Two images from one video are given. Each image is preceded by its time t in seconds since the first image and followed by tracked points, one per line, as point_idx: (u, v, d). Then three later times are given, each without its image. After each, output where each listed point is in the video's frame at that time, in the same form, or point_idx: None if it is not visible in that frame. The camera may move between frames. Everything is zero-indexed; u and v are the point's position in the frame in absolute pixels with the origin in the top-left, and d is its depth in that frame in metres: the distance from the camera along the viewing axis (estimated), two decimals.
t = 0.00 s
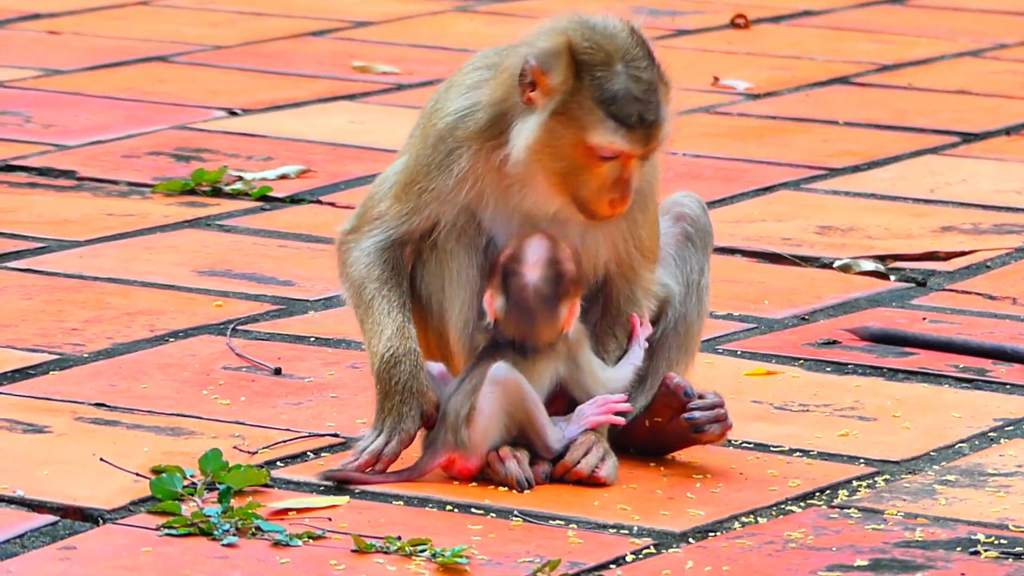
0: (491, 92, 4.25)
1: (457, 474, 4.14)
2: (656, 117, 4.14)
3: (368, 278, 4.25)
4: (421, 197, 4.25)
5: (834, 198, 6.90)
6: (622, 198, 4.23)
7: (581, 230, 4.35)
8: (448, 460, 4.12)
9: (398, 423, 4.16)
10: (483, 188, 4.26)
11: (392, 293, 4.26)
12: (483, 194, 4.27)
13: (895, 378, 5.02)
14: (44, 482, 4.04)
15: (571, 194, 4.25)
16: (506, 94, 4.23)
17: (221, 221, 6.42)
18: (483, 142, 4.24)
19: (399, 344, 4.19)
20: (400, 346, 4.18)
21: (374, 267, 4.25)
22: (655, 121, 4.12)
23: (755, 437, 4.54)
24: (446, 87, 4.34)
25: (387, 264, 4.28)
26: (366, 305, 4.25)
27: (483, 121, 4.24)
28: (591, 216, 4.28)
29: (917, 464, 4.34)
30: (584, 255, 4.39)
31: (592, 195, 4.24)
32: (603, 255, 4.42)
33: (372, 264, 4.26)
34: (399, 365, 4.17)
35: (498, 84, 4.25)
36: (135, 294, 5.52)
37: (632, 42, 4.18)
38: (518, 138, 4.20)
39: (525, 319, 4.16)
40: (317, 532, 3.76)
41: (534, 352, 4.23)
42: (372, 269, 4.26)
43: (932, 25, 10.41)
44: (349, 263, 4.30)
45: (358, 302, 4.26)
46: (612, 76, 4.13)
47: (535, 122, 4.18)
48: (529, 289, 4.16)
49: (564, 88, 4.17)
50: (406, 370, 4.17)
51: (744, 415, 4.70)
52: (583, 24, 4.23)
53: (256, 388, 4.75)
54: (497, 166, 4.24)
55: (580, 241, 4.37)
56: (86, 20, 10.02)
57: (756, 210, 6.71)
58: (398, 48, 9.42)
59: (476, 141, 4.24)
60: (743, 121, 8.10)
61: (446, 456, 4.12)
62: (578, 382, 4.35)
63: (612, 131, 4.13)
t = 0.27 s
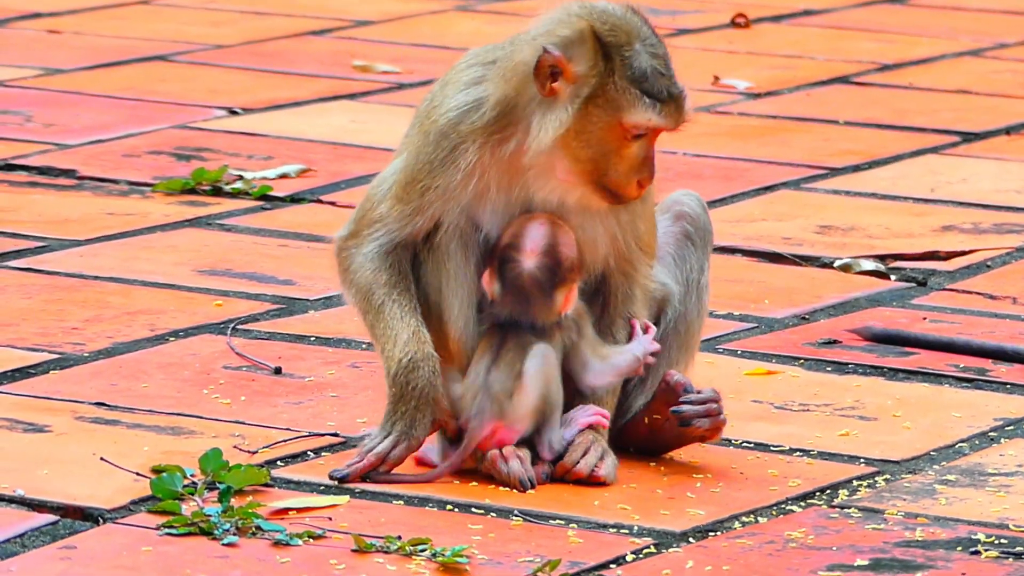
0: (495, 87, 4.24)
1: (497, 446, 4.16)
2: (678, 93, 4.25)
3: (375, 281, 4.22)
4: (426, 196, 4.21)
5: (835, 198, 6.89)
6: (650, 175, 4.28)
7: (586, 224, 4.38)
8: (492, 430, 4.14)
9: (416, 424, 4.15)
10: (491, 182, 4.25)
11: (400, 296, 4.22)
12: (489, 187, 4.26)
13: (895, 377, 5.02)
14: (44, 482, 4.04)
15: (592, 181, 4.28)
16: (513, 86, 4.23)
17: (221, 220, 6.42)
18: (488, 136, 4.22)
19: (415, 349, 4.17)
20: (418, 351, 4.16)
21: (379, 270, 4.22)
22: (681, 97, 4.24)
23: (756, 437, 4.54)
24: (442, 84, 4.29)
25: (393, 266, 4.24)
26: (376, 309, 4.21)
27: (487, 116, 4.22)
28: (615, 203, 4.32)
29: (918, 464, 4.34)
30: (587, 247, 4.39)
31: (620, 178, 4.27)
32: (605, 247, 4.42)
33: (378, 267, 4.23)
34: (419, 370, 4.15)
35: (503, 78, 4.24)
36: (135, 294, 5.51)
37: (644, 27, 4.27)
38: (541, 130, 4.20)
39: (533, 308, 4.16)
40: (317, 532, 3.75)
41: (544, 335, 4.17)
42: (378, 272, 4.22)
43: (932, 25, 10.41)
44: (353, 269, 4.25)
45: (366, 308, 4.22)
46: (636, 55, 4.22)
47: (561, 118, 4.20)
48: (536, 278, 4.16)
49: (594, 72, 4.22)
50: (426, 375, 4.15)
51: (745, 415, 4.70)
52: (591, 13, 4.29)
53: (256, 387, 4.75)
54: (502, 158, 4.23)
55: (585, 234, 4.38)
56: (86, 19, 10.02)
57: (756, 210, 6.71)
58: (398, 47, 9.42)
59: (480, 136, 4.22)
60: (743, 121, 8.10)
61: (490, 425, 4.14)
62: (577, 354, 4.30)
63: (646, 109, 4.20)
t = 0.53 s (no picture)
0: (491, 80, 4.24)
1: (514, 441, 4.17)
2: (664, 111, 4.23)
3: (375, 277, 4.22)
4: (423, 189, 4.20)
5: (837, 198, 6.89)
6: (620, 186, 4.30)
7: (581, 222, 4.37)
8: (507, 424, 4.15)
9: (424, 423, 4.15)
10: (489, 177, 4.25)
11: (401, 293, 4.22)
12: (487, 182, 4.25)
13: (898, 377, 5.02)
14: (46, 482, 4.04)
15: (568, 184, 4.29)
16: (510, 81, 4.24)
17: (223, 220, 6.42)
18: (483, 129, 4.22)
19: (425, 350, 4.16)
20: (426, 352, 4.16)
21: (376, 264, 4.22)
22: (664, 116, 4.22)
23: (758, 437, 4.54)
24: (442, 78, 4.30)
25: (393, 262, 4.24)
26: (378, 307, 4.21)
27: (483, 109, 4.22)
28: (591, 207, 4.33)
29: (920, 464, 4.33)
30: (579, 242, 4.38)
31: (591, 184, 4.28)
32: (599, 240, 4.42)
33: (378, 263, 4.23)
34: (428, 371, 4.15)
35: (500, 73, 4.25)
36: (138, 294, 5.52)
37: (642, 35, 4.24)
38: (523, 123, 4.21)
39: (526, 297, 4.14)
40: (319, 532, 3.75)
41: (543, 325, 4.16)
42: (378, 268, 4.22)
43: (934, 25, 10.41)
44: (353, 264, 4.26)
45: (369, 305, 4.22)
46: (625, 67, 4.20)
47: (542, 110, 4.20)
48: (530, 266, 4.12)
49: (578, 77, 4.21)
50: (436, 375, 4.15)
51: (747, 416, 4.70)
52: (592, 15, 4.28)
53: (258, 387, 4.75)
54: (499, 151, 4.23)
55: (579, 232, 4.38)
56: (88, 19, 10.02)
57: (758, 210, 6.71)
58: (400, 47, 9.42)
59: (477, 129, 4.22)
60: (745, 121, 8.10)
61: (505, 420, 4.15)
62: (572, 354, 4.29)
63: (620, 122, 4.19)
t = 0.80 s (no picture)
0: (488, 79, 4.23)
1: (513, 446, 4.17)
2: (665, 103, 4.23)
3: (377, 282, 4.21)
4: (423, 191, 4.20)
5: (836, 199, 6.89)
6: (627, 180, 4.28)
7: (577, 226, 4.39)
8: (507, 428, 4.15)
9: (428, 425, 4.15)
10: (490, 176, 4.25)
11: (404, 296, 4.21)
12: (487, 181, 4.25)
13: (897, 378, 5.02)
14: (45, 482, 4.04)
15: (568, 179, 4.28)
16: (508, 80, 4.23)
17: (223, 221, 6.43)
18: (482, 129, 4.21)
19: (433, 355, 4.16)
20: (434, 356, 4.16)
21: (378, 268, 4.22)
22: (666, 106, 4.22)
23: (757, 438, 4.55)
24: (436, 80, 4.29)
25: (395, 265, 4.23)
26: (382, 311, 4.20)
27: (482, 109, 4.22)
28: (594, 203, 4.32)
29: (920, 465, 4.33)
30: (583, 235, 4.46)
31: (595, 180, 4.27)
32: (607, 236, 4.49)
33: (379, 266, 4.22)
34: (436, 375, 4.15)
35: (496, 73, 4.23)
36: (137, 295, 5.52)
37: (637, 29, 4.24)
38: (526, 128, 4.19)
39: (508, 300, 4.13)
40: (318, 533, 3.76)
41: (530, 327, 4.15)
42: (380, 272, 4.22)
43: (934, 26, 10.41)
44: (354, 269, 4.24)
45: (372, 310, 4.21)
46: (625, 61, 4.19)
47: (542, 112, 4.18)
48: (516, 270, 4.13)
49: (580, 74, 4.20)
50: (443, 380, 4.15)
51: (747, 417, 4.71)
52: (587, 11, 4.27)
53: (258, 388, 4.75)
54: (498, 151, 4.23)
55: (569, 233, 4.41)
56: (88, 20, 10.02)
57: (758, 211, 6.71)
58: (400, 48, 9.42)
59: (476, 129, 4.21)
60: (745, 122, 8.10)
61: (504, 424, 4.15)
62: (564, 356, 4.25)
63: (625, 116, 4.18)
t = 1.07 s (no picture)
0: (492, 82, 4.25)
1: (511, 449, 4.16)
2: (673, 106, 4.22)
3: (378, 284, 4.23)
4: (427, 194, 4.21)
5: (834, 200, 6.90)
6: (636, 185, 4.29)
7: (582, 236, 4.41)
8: (507, 431, 4.15)
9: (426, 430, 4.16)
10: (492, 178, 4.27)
11: (404, 300, 4.23)
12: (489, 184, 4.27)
13: (895, 380, 5.02)
14: (42, 484, 4.04)
15: (578, 184, 4.30)
16: (513, 84, 4.24)
17: (221, 223, 6.43)
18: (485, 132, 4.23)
19: (432, 358, 4.18)
20: (433, 360, 4.17)
21: (381, 270, 4.23)
22: (674, 109, 4.21)
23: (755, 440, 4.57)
24: (439, 82, 4.31)
25: (395, 268, 4.25)
26: (382, 313, 4.22)
27: (486, 112, 4.24)
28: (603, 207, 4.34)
29: (917, 467, 4.34)
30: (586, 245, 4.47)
31: (603, 183, 4.29)
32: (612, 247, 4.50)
33: (380, 268, 4.23)
34: (436, 378, 4.16)
35: (502, 76, 4.25)
36: (135, 297, 5.52)
37: (644, 32, 4.25)
38: (537, 128, 4.21)
39: (519, 306, 4.16)
40: (316, 535, 3.76)
41: (542, 333, 4.17)
42: (381, 273, 4.23)
43: (932, 28, 10.41)
44: (354, 270, 4.26)
45: (372, 312, 4.23)
46: (632, 63, 4.20)
47: (549, 116, 4.20)
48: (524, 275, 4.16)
49: (586, 77, 4.22)
50: (442, 383, 4.16)
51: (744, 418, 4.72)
52: (592, 14, 4.28)
53: (256, 390, 4.75)
54: (502, 154, 4.25)
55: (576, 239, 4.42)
56: (86, 22, 10.02)
57: (756, 213, 6.71)
58: (398, 50, 9.42)
59: (480, 132, 4.23)
60: (743, 124, 8.10)
61: (506, 427, 4.15)
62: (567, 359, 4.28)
63: (631, 117, 4.19)
